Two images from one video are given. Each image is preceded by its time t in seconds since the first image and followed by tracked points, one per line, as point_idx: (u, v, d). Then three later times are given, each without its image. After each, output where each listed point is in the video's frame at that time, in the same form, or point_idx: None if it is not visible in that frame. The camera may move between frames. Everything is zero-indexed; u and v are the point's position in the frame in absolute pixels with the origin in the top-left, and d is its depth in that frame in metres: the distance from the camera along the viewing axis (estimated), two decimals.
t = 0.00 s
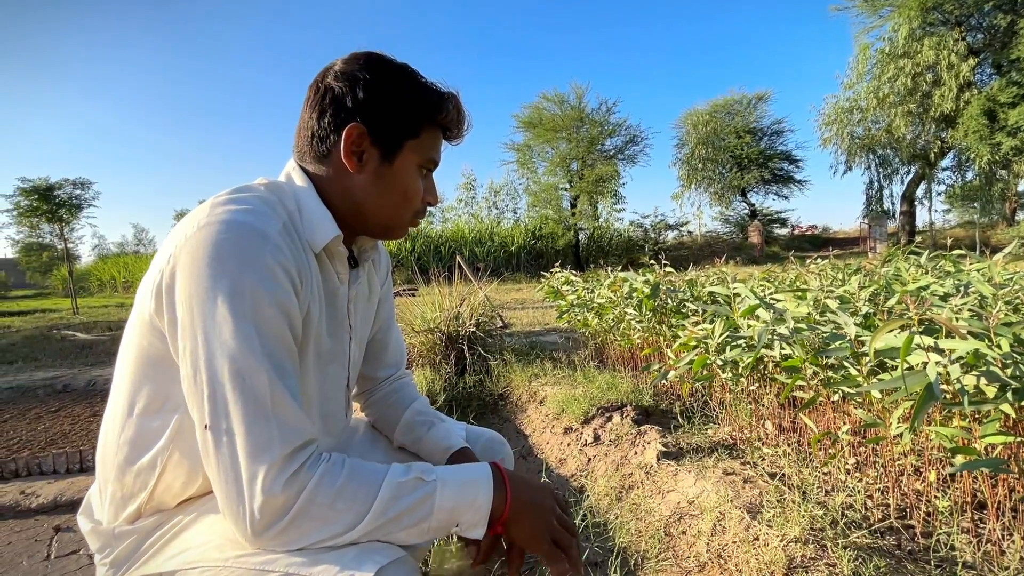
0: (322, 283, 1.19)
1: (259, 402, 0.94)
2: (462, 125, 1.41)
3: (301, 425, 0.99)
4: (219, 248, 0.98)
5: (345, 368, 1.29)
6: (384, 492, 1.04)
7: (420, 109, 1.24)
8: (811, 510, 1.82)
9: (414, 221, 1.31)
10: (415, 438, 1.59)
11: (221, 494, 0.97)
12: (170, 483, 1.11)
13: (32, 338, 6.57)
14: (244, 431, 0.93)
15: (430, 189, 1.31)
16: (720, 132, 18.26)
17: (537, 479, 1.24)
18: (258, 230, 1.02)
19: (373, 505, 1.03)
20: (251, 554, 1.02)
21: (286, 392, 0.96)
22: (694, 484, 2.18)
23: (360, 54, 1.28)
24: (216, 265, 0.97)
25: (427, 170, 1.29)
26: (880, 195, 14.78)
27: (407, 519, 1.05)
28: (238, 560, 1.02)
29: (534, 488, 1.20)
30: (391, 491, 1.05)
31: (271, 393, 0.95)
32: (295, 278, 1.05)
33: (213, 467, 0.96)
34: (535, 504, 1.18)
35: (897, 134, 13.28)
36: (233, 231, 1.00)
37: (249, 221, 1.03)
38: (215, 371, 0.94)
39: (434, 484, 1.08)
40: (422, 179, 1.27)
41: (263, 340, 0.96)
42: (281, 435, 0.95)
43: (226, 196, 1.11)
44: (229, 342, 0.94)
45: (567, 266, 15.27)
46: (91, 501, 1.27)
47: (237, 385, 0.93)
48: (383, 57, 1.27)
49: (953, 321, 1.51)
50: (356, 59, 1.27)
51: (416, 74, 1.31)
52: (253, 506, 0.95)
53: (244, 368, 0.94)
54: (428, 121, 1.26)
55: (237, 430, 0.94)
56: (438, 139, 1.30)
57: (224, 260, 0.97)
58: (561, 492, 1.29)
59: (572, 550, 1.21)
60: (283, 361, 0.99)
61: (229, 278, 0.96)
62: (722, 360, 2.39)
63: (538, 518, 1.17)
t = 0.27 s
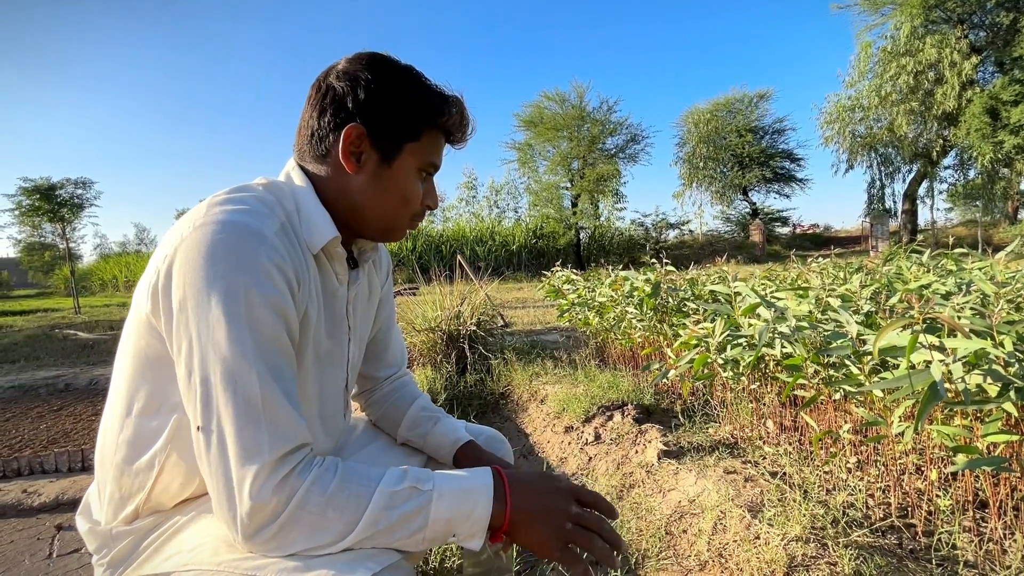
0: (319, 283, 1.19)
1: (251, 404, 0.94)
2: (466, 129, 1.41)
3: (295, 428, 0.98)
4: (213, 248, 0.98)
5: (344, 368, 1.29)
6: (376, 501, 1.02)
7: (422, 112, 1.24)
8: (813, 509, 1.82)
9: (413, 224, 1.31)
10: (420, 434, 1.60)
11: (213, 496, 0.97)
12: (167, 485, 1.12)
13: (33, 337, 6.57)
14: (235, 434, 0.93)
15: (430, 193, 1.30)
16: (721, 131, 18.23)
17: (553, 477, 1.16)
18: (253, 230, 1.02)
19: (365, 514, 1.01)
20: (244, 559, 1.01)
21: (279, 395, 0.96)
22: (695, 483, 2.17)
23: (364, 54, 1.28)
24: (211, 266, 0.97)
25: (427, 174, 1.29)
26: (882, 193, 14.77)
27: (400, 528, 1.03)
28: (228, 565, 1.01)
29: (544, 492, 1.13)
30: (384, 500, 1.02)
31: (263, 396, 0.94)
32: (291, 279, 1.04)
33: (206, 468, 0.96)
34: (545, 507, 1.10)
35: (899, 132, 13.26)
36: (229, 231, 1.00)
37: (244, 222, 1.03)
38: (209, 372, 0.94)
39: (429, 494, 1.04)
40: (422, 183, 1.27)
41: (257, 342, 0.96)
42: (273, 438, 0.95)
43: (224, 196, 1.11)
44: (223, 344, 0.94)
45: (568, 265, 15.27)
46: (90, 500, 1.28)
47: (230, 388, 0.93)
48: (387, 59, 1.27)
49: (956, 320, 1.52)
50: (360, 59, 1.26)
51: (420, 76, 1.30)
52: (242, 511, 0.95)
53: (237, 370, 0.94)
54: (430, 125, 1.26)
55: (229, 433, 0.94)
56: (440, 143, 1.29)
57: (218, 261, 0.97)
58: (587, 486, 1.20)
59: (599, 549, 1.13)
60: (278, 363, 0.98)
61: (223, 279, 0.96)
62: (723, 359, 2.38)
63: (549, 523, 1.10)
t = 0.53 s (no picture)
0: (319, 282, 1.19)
1: (250, 402, 0.93)
2: (464, 124, 1.41)
3: (294, 428, 0.98)
4: (212, 247, 0.98)
5: (343, 366, 1.29)
6: (376, 500, 1.02)
7: (418, 107, 1.23)
8: (813, 507, 1.82)
9: (412, 220, 1.31)
10: (418, 434, 1.59)
11: (212, 496, 0.97)
12: (166, 485, 1.12)
13: (33, 336, 6.57)
14: (234, 434, 0.93)
15: (428, 189, 1.30)
16: (722, 129, 18.20)
17: (551, 476, 1.16)
18: (251, 229, 1.02)
19: (364, 513, 1.01)
20: (243, 560, 1.01)
21: (278, 394, 0.96)
22: (695, 482, 2.17)
23: (359, 50, 1.28)
24: (209, 264, 0.97)
25: (425, 170, 1.28)
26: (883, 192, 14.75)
27: (400, 527, 1.03)
28: (227, 565, 1.01)
29: (543, 490, 1.13)
30: (383, 499, 1.02)
31: (261, 394, 0.94)
32: (289, 278, 1.04)
33: (205, 468, 0.96)
34: (542, 504, 1.10)
35: (900, 131, 13.25)
36: (227, 230, 1.00)
37: (243, 220, 1.03)
38: (207, 371, 0.94)
39: (429, 492, 1.04)
40: (420, 179, 1.26)
41: (256, 341, 0.96)
42: (272, 438, 0.95)
43: (223, 194, 1.11)
44: (222, 343, 0.94)
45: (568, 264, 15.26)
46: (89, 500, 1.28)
47: (228, 387, 0.93)
48: (382, 55, 1.27)
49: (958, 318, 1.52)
50: (355, 55, 1.26)
51: (416, 72, 1.30)
52: (241, 510, 0.95)
53: (235, 369, 0.93)
54: (427, 120, 1.25)
55: (227, 432, 0.94)
56: (437, 139, 1.29)
57: (217, 260, 0.97)
58: (586, 486, 1.20)
59: (598, 546, 1.11)
60: (276, 362, 0.98)
61: (222, 278, 0.96)
62: (723, 358, 2.38)
63: (546, 520, 1.09)
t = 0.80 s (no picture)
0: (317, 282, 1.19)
1: (246, 404, 0.93)
2: (462, 123, 1.41)
3: (290, 429, 0.98)
4: (208, 248, 0.98)
5: (341, 366, 1.29)
6: (373, 501, 1.01)
7: (416, 106, 1.23)
8: (814, 506, 1.82)
9: (411, 220, 1.31)
10: (419, 432, 1.59)
11: (209, 496, 0.97)
12: (164, 486, 1.12)
13: (34, 336, 6.57)
14: (230, 435, 0.93)
15: (427, 189, 1.30)
16: (723, 128, 18.18)
17: (551, 477, 1.16)
18: (248, 229, 1.02)
19: (362, 514, 1.01)
20: (241, 561, 1.01)
21: (274, 395, 0.96)
22: (695, 481, 2.17)
23: (358, 48, 1.28)
24: (205, 265, 0.97)
25: (423, 169, 1.28)
26: (884, 191, 14.74)
27: (397, 528, 1.03)
28: (225, 566, 1.02)
29: (543, 491, 1.12)
30: (380, 500, 1.02)
31: (257, 396, 0.94)
32: (286, 278, 1.04)
33: (201, 469, 0.96)
34: (543, 506, 1.10)
35: (901, 130, 13.24)
36: (223, 230, 1.00)
37: (240, 221, 1.02)
38: (203, 372, 0.94)
39: (426, 494, 1.04)
40: (419, 178, 1.26)
41: (252, 342, 0.96)
42: (268, 439, 0.95)
43: (218, 194, 1.11)
44: (217, 344, 0.94)
45: (569, 263, 15.26)
46: (88, 500, 1.28)
47: (224, 388, 0.93)
48: (381, 53, 1.27)
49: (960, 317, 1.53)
50: (353, 53, 1.26)
51: (414, 70, 1.30)
52: (238, 511, 0.95)
53: (231, 371, 0.93)
54: (426, 119, 1.25)
55: (223, 433, 0.94)
56: (435, 137, 1.29)
57: (213, 261, 0.97)
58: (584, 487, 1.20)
59: (598, 547, 1.11)
60: (273, 363, 0.98)
61: (217, 279, 0.96)
62: (724, 357, 2.38)
63: (547, 522, 1.09)
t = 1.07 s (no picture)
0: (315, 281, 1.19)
1: (242, 404, 0.94)
2: (462, 122, 1.41)
3: (287, 429, 0.98)
4: (206, 246, 0.98)
5: (339, 364, 1.29)
6: (368, 505, 1.01)
7: (417, 104, 1.23)
8: (814, 504, 1.82)
9: (410, 218, 1.31)
10: (421, 425, 1.60)
11: (205, 495, 0.97)
12: (162, 485, 1.12)
13: (35, 335, 6.56)
14: (227, 435, 0.93)
15: (426, 187, 1.30)
16: (723, 127, 18.17)
17: (559, 475, 1.14)
18: (247, 227, 1.02)
19: (356, 518, 1.01)
20: (238, 560, 1.01)
21: (271, 394, 0.96)
22: (696, 479, 2.17)
23: (359, 46, 1.28)
24: (203, 264, 0.97)
25: (423, 168, 1.28)
26: (885, 190, 14.73)
27: (392, 532, 1.02)
28: (221, 566, 1.02)
29: (551, 492, 1.10)
30: (375, 504, 1.02)
31: (254, 396, 0.94)
32: (284, 277, 1.04)
33: (198, 468, 0.96)
34: (547, 510, 1.09)
35: (902, 129, 13.22)
36: (221, 229, 1.00)
37: (239, 219, 1.03)
38: (201, 371, 0.94)
39: (423, 499, 1.04)
40: (418, 176, 1.26)
41: (249, 341, 0.96)
42: (264, 439, 0.95)
43: (216, 191, 1.11)
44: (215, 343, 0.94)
45: (569, 262, 15.26)
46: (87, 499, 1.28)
47: (221, 387, 0.93)
48: (382, 51, 1.27)
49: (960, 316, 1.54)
50: (354, 51, 1.26)
51: (415, 68, 1.30)
52: (233, 511, 0.95)
53: (228, 370, 0.94)
54: (426, 117, 1.25)
55: (220, 433, 0.94)
56: (435, 135, 1.29)
57: (211, 259, 0.97)
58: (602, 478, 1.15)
59: (614, 543, 1.09)
60: (271, 363, 0.98)
61: (215, 278, 0.96)
62: (724, 356, 2.38)
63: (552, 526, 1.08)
